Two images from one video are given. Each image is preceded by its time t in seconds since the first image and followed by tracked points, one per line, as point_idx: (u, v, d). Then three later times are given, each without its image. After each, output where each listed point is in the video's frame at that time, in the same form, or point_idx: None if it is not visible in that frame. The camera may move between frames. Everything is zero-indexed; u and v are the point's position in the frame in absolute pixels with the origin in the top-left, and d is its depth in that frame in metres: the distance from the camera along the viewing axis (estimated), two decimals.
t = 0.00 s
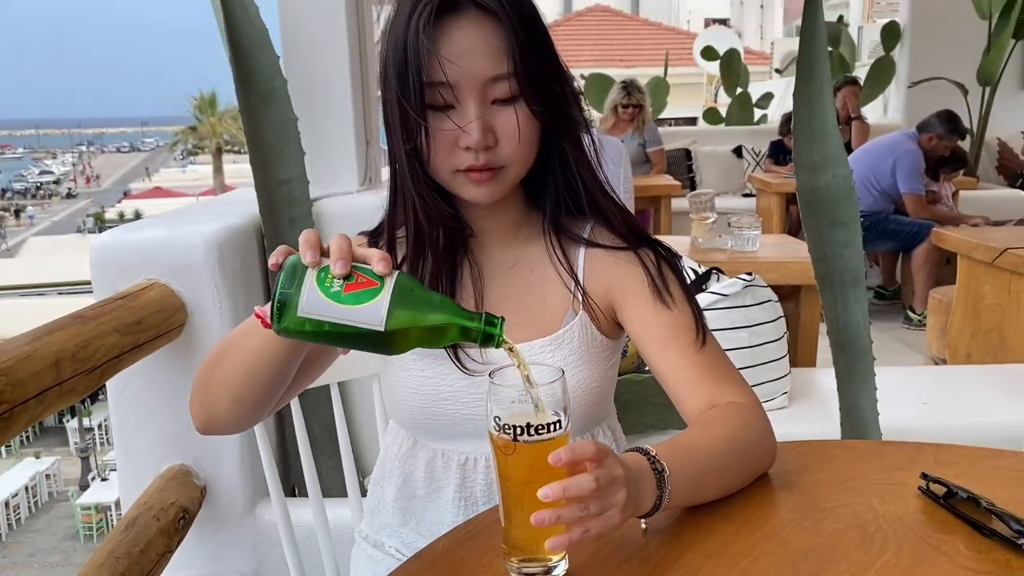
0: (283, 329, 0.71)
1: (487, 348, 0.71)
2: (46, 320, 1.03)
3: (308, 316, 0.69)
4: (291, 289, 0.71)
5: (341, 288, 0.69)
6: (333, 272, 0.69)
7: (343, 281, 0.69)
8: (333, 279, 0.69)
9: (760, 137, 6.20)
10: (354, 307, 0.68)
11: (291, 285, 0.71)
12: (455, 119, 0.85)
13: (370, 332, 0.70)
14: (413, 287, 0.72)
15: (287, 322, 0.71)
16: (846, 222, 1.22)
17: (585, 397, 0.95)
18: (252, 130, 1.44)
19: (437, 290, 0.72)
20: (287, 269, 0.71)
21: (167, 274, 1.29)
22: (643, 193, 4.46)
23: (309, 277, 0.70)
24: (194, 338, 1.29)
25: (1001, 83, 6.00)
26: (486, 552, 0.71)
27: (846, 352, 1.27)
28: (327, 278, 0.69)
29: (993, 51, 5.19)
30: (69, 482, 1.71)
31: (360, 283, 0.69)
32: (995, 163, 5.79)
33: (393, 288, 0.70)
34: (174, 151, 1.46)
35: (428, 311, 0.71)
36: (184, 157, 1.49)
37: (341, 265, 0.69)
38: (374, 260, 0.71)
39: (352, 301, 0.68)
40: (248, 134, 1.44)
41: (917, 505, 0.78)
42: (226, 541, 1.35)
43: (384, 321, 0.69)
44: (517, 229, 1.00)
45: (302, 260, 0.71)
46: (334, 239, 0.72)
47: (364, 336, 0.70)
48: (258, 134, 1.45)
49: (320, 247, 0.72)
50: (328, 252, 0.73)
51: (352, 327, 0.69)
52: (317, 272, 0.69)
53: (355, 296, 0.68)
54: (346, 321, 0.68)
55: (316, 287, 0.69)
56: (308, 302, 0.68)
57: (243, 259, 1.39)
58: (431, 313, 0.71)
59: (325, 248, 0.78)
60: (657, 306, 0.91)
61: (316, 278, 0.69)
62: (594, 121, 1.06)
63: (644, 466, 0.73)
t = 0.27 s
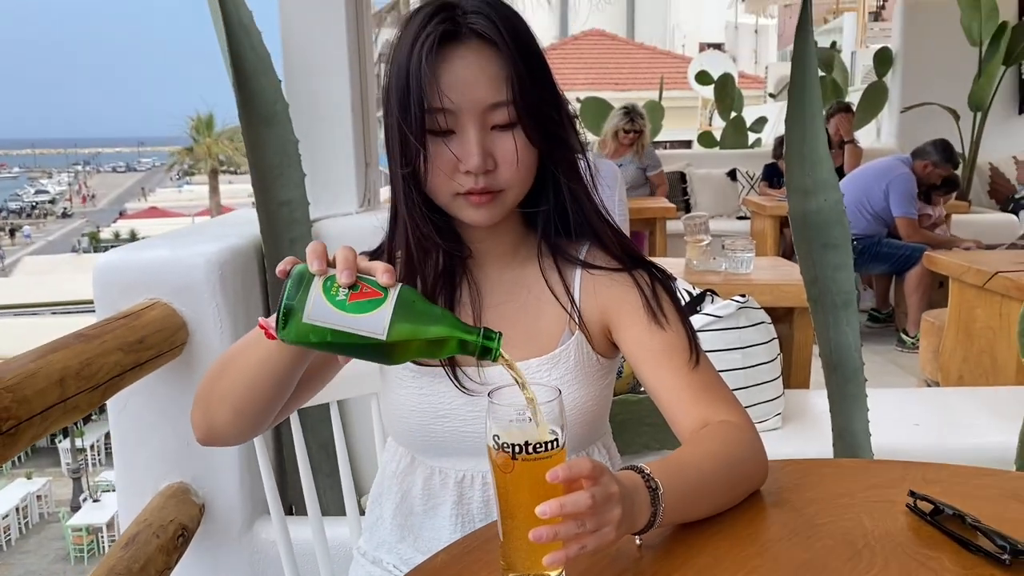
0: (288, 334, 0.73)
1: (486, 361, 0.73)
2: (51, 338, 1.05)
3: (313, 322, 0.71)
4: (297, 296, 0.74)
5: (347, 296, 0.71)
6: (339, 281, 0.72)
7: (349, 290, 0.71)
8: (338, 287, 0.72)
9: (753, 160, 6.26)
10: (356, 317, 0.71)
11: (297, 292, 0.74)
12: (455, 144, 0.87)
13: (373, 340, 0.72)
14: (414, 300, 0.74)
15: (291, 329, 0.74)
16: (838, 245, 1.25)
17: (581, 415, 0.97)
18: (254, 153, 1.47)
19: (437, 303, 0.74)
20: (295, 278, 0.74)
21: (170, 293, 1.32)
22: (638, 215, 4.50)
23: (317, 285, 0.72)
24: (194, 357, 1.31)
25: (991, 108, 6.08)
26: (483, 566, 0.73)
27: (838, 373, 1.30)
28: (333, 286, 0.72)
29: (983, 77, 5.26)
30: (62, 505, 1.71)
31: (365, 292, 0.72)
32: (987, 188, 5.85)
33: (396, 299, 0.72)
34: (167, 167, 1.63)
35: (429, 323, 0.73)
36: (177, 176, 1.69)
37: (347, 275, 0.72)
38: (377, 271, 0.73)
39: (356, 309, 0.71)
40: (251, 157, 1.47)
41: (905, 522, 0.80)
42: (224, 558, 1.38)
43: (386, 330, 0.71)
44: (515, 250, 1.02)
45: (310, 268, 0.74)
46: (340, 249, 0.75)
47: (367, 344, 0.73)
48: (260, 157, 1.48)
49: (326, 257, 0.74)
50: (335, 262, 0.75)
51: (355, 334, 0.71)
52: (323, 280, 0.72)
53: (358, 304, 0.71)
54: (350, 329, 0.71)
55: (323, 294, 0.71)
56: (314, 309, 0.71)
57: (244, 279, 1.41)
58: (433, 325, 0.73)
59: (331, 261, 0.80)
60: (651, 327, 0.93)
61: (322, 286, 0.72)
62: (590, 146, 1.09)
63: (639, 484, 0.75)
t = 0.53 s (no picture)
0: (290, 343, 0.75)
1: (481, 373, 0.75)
2: (53, 348, 1.06)
3: (315, 330, 0.73)
4: (300, 306, 0.75)
5: (348, 307, 0.73)
6: (340, 291, 0.74)
7: (350, 300, 0.73)
8: (341, 298, 0.73)
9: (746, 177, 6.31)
10: (357, 326, 0.73)
11: (300, 301, 0.75)
12: (454, 161, 0.89)
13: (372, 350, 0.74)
14: (413, 313, 0.75)
15: (293, 339, 0.76)
16: (828, 261, 1.27)
17: (575, 427, 0.99)
18: (253, 167, 1.49)
19: (436, 316, 0.76)
20: (297, 288, 0.75)
21: (169, 306, 1.34)
22: (632, 231, 4.54)
23: (319, 295, 0.74)
24: (194, 368, 1.33)
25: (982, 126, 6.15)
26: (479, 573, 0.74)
27: (829, 388, 1.32)
28: (335, 296, 0.73)
29: (974, 96, 5.32)
30: (52, 519, 1.85)
31: (365, 303, 0.74)
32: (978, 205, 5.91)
33: (396, 310, 0.74)
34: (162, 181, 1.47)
35: (428, 336, 0.75)
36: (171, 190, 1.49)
37: (348, 285, 0.74)
38: (378, 283, 0.75)
39: (357, 319, 0.73)
40: (249, 170, 1.49)
41: (892, 532, 0.82)
42: (221, 568, 1.39)
43: (386, 340, 0.73)
44: (511, 264, 1.04)
45: (313, 280, 0.76)
46: (343, 260, 0.77)
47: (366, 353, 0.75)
48: (259, 170, 1.49)
49: (329, 268, 0.76)
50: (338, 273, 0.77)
51: (356, 343, 0.73)
52: (326, 291, 0.74)
53: (359, 315, 0.73)
54: (351, 338, 0.73)
55: (324, 304, 0.73)
56: (316, 318, 0.73)
57: (243, 292, 1.43)
58: (431, 338, 0.75)
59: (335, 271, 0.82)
60: (644, 340, 0.95)
61: (324, 296, 0.73)
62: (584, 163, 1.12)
63: (631, 493, 0.76)
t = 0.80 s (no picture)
0: (295, 339, 0.77)
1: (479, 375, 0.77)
2: (56, 352, 1.08)
3: (320, 328, 0.76)
4: (303, 305, 0.77)
5: (352, 305, 0.76)
6: (345, 290, 0.76)
7: (354, 299, 0.76)
8: (345, 296, 0.76)
9: (740, 187, 6.35)
10: (361, 324, 0.75)
11: (304, 300, 0.77)
12: (453, 170, 0.92)
13: (373, 348, 0.76)
14: (415, 314, 0.78)
15: (298, 335, 0.77)
16: (819, 271, 1.30)
17: (569, 432, 1.00)
18: (252, 174, 1.51)
19: (437, 318, 0.78)
20: (302, 286, 0.77)
21: (169, 311, 1.36)
22: (626, 240, 4.57)
23: (325, 293, 0.76)
24: (194, 373, 1.36)
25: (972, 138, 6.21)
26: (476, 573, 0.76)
27: (820, 397, 1.34)
28: (340, 295, 0.76)
29: (965, 108, 5.38)
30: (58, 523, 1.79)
31: (370, 302, 0.76)
32: (969, 217, 5.96)
33: (399, 310, 0.77)
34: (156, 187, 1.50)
35: (429, 337, 0.77)
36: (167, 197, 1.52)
37: (353, 284, 0.76)
38: (383, 284, 0.77)
39: (361, 317, 0.75)
40: (249, 177, 1.51)
41: (878, 534, 0.84)
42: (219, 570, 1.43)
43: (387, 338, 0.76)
44: (508, 272, 1.06)
45: (319, 276, 0.78)
46: (348, 261, 0.79)
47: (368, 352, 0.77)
48: (259, 178, 1.51)
49: (335, 267, 0.78)
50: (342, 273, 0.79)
51: (358, 341, 0.76)
52: (330, 289, 0.76)
53: (363, 314, 0.75)
54: (354, 336, 0.75)
55: (330, 302, 0.76)
56: (321, 315, 0.76)
57: (242, 299, 1.46)
58: (431, 339, 0.77)
59: (339, 273, 0.84)
60: (638, 347, 0.97)
61: (329, 294, 0.76)
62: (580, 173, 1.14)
63: (623, 496, 0.78)
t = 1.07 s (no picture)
0: (293, 343, 0.79)
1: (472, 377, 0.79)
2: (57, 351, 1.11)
3: (317, 332, 0.77)
4: (302, 309, 0.79)
5: (350, 310, 0.77)
6: (343, 296, 0.78)
7: (352, 304, 0.77)
8: (343, 302, 0.77)
9: (732, 191, 6.39)
10: (359, 328, 0.77)
11: (304, 304, 0.78)
12: (448, 176, 0.94)
13: (370, 351, 0.78)
14: (410, 319, 0.80)
15: (297, 339, 0.79)
16: (807, 275, 1.32)
17: (561, 432, 1.03)
18: (249, 176, 1.52)
19: (431, 322, 0.80)
20: (301, 291, 0.79)
21: (166, 312, 1.39)
22: (618, 243, 4.60)
23: (322, 299, 0.77)
24: (191, 372, 1.39)
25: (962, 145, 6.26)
26: (468, 567, 0.78)
27: (808, 399, 1.37)
28: (338, 300, 0.77)
29: (955, 114, 5.42)
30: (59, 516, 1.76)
31: (366, 307, 0.78)
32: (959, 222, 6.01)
33: (394, 316, 0.79)
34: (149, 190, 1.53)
35: (424, 343, 0.79)
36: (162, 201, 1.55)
37: (351, 289, 0.78)
38: (378, 289, 0.80)
39: (358, 322, 0.77)
40: (246, 180, 1.53)
41: (860, 531, 0.86)
42: (212, 567, 1.47)
43: (383, 342, 0.78)
44: (501, 275, 1.09)
45: (317, 282, 0.79)
46: (345, 267, 0.80)
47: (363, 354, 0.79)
48: (255, 180, 1.53)
49: (332, 273, 0.80)
50: (339, 279, 0.80)
51: (354, 345, 0.77)
52: (328, 295, 0.77)
53: (360, 318, 0.77)
54: (352, 339, 0.77)
55: (327, 307, 0.77)
56: (319, 320, 0.77)
57: (238, 300, 1.48)
58: (426, 344, 0.79)
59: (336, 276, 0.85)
60: (627, 349, 1.00)
61: (327, 299, 0.77)
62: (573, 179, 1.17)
63: (612, 494, 0.80)
